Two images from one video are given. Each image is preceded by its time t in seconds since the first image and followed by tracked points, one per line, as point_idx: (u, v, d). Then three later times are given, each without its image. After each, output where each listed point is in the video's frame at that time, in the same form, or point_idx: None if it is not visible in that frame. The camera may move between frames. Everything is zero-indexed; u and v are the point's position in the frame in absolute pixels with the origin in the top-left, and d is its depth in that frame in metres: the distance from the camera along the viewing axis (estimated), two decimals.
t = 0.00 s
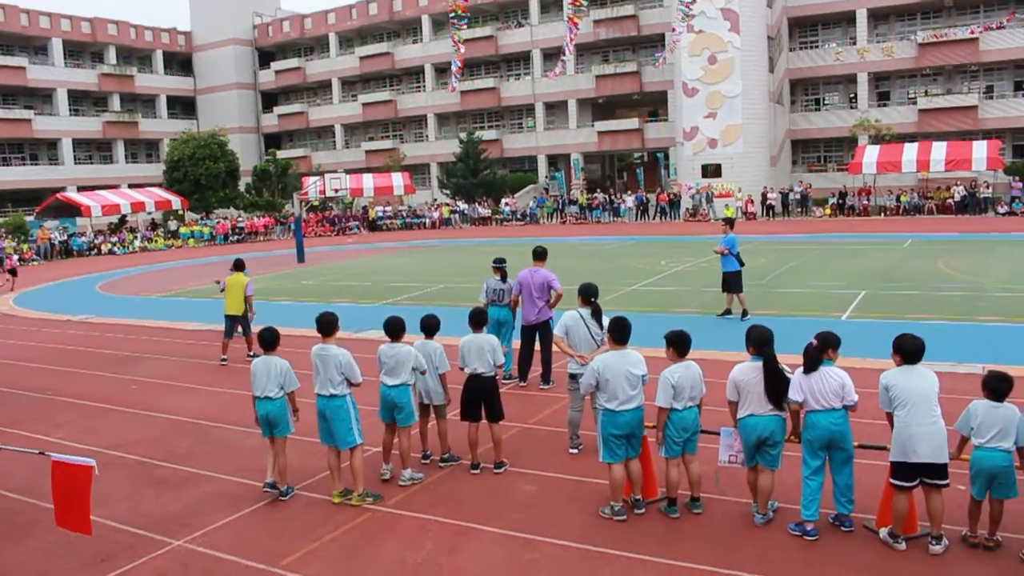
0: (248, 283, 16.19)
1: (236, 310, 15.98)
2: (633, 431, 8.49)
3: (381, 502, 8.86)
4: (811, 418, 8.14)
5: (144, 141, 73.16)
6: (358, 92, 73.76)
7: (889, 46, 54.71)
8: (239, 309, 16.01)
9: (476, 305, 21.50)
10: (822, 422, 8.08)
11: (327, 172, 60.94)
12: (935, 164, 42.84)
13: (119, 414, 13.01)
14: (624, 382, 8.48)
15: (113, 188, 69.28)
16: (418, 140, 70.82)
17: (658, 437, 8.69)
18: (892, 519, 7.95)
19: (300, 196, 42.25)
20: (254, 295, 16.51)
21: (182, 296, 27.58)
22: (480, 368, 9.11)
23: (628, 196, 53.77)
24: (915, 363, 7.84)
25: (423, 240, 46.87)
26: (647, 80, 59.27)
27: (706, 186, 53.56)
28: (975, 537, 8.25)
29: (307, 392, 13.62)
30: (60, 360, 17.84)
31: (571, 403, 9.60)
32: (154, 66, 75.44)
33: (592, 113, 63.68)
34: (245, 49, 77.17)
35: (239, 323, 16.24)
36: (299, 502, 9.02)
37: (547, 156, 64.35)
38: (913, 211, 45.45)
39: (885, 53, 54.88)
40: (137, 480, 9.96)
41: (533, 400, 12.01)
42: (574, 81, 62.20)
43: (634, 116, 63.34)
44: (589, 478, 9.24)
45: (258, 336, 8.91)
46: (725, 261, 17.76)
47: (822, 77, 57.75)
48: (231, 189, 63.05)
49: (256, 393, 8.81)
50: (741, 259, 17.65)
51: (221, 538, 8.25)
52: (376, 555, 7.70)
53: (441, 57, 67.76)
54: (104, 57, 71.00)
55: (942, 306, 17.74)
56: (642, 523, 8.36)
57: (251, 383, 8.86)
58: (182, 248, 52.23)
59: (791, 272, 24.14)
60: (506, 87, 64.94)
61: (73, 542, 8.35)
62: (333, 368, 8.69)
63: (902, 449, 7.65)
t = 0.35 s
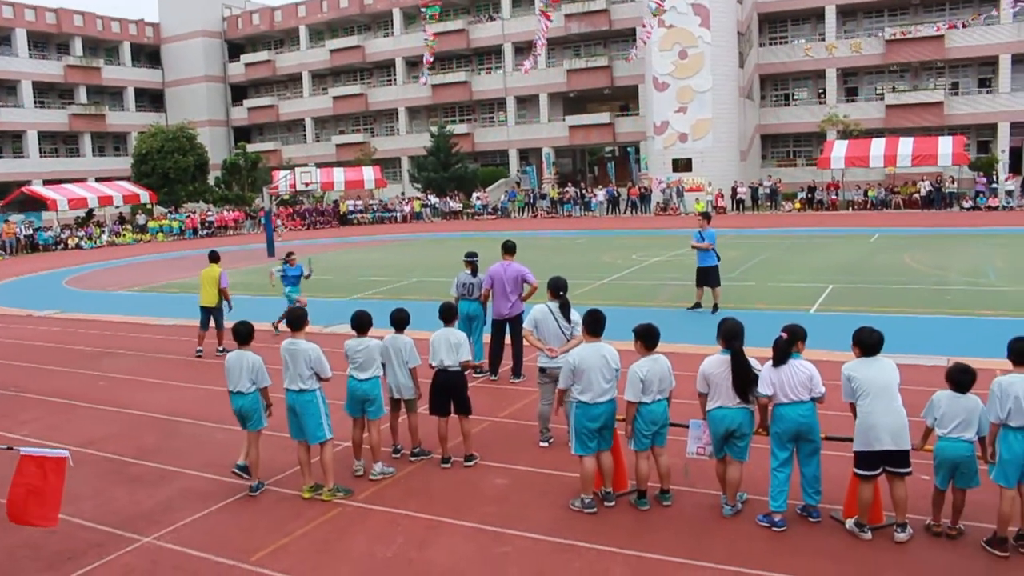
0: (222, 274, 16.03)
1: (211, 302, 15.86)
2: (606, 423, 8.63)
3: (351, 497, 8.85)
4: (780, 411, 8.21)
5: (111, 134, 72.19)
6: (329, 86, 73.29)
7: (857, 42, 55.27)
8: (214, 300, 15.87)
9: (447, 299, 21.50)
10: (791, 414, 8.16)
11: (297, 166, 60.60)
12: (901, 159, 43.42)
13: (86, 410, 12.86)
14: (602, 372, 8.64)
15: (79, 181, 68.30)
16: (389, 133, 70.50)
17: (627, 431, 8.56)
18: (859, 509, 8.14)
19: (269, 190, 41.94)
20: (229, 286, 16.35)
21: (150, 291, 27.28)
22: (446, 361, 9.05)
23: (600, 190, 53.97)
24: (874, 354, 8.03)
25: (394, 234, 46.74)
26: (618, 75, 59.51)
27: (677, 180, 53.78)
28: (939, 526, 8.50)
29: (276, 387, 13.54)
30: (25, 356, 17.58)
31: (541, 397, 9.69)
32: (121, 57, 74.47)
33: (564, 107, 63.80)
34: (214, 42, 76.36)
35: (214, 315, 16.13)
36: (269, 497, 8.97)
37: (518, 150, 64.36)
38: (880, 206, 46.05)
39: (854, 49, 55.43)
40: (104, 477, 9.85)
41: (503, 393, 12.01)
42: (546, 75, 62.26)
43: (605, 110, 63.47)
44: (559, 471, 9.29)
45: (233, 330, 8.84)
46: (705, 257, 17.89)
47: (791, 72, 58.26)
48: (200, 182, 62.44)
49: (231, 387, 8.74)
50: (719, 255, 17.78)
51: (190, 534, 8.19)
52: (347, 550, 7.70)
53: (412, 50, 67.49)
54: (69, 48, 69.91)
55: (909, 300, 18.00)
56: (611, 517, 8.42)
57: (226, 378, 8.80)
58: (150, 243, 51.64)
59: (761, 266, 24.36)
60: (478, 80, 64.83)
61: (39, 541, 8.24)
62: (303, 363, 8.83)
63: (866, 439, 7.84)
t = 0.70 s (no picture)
0: (171, 268, 15.78)
1: (161, 298, 15.58)
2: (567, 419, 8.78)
3: (306, 497, 8.70)
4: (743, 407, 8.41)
5: (59, 123, 70.71)
6: (286, 75, 72.43)
7: (821, 37, 55.63)
8: (165, 296, 15.59)
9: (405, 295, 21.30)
10: (752, 410, 8.34)
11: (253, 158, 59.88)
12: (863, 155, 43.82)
13: (32, 409, 12.52)
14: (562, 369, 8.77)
15: (27, 171, 66.84)
16: (348, 125, 69.86)
17: (587, 429, 8.86)
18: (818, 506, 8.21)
19: (224, 183, 41.34)
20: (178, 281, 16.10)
21: (101, 286, 26.72)
22: (402, 358, 9.15)
23: (562, 184, 53.92)
24: (830, 350, 8.18)
25: (351, 228, 46.32)
26: (581, 67, 59.47)
27: (640, 175, 53.98)
28: (898, 521, 8.52)
29: (230, 385, 13.30)
30: None
31: (501, 394, 9.45)
32: (69, 44, 72.98)
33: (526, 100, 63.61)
34: (168, 29, 75.39)
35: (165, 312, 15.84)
36: (221, 498, 8.77)
37: (480, 143, 64.14)
38: (843, 201, 46.36)
39: (817, 43, 55.84)
40: (50, 478, 9.59)
41: (463, 390, 11.88)
42: (507, 68, 62.05)
43: (567, 102, 63.33)
44: (518, 469, 9.19)
45: (189, 326, 8.54)
46: (669, 253, 17.88)
47: (754, 67, 58.58)
48: (153, 174, 61.51)
49: (184, 382, 8.54)
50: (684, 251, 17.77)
51: (139, 537, 7.98)
52: (302, 551, 7.54)
53: (371, 40, 66.88)
54: (16, 33, 68.34)
55: (870, 295, 18.12)
56: (571, 516, 8.34)
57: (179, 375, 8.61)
58: (100, 236, 50.65)
59: (723, 261, 24.42)
60: (439, 72, 64.45)
61: None
62: (256, 360, 8.71)
63: (824, 434, 7.97)
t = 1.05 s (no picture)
0: (73, 267, 14.94)
1: (65, 301, 14.81)
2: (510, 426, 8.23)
3: (229, 513, 8.12)
4: (693, 409, 8.22)
5: None
6: (208, 61, 71.03)
7: (771, 26, 55.92)
8: (69, 299, 14.83)
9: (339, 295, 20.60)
10: (704, 413, 8.14)
11: (172, 150, 58.20)
12: (815, 147, 44.12)
13: None
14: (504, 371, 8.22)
15: None
16: (275, 114, 68.64)
17: (527, 436, 8.48)
18: (769, 513, 8.02)
19: (141, 175, 40.04)
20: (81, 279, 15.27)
21: (12, 288, 25.44)
22: (328, 363, 8.67)
23: (502, 178, 53.53)
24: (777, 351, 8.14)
25: (281, 225, 45.18)
26: (522, 55, 59.30)
27: (584, 168, 53.65)
28: (851, 527, 8.24)
29: (145, 392, 12.54)
30: None
31: (437, 400, 8.93)
32: None
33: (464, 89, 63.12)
34: (79, 11, 73.68)
35: (68, 314, 15.07)
36: (136, 516, 8.12)
37: (415, 134, 63.41)
38: (793, 195, 46.53)
39: (766, 32, 56.10)
40: None
41: (396, 396, 11.32)
42: (445, 54, 61.48)
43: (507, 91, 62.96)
44: (455, 479, 8.70)
45: (98, 329, 7.91)
46: (603, 252, 17.40)
47: (704, 56, 58.68)
48: (58, 166, 59.77)
49: (91, 391, 7.93)
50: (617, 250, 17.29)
51: (41, 561, 7.30)
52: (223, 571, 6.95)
53: (300, 25, 65.83)
54: None
55: (819, 294, 17.95)
56: (513, 528, 7.87)
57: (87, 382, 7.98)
58: (12, 232, 48.76)
59: (668, 259, 24.14)
60: (372, 60, 63.44)
61: None
62: (174, 365, 8.14)
63: (771, 437, 7.89)
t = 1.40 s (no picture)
0: None
1: None
2: (419, 455, 7.06)
3: (82, 569, 6.64)
4: (637, 426, 7.14)
5: None
6: (49, 18, 68.90)
7: None
8: None
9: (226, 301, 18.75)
10: (649, 429, 7.08)
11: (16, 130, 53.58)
12: (776, 117, 43.20)
13: None
14: (408, 390, 7.05)
15: None
16: (133, 81, 67.03)
17: (443, 463, 7.18)
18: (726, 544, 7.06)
19: None
20: None
21: None
22: (208, 381, 7.56)
23: (410, 159, 51.36)
24: (728, 356, 7.25)
25: (162, 216, 42.06)
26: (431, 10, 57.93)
27: (508, 144, 52.29)
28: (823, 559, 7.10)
29: None
30: None
31: (332, 424, 7.50)
32: None
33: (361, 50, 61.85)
34: None
35: None
36: None
37: (305, 106, 61.38)
38: (754, 171, 45.71)
39: None
40: None
41: (284, 420, 9.86)
42: (342, 10, 59.66)
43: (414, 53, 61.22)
44: (355, 518, 7.37)
45: None
46: (516, 244, 15.28)
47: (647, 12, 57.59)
48: None
49: None
50: (532, 242, 15.23)
51: None
52: None
53: None
54: None
55: (769, 288, 16.78)
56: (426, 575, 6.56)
57: None
58: None
59: (600, 251, 22.77)
60: (250, 17, 61.31)
61: None
62: (9, 390, 6.58)
63: (722, 458, 7.01)
